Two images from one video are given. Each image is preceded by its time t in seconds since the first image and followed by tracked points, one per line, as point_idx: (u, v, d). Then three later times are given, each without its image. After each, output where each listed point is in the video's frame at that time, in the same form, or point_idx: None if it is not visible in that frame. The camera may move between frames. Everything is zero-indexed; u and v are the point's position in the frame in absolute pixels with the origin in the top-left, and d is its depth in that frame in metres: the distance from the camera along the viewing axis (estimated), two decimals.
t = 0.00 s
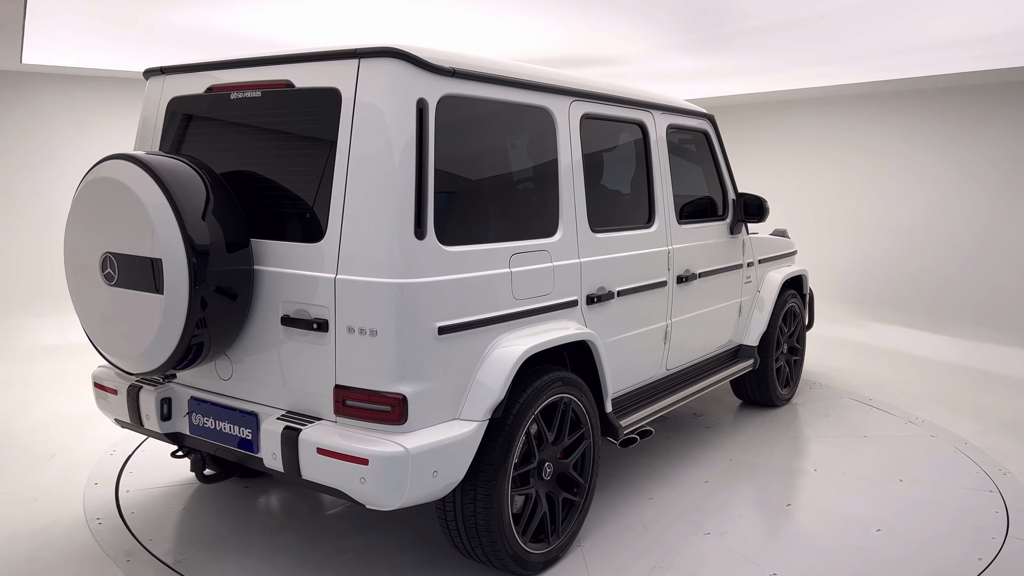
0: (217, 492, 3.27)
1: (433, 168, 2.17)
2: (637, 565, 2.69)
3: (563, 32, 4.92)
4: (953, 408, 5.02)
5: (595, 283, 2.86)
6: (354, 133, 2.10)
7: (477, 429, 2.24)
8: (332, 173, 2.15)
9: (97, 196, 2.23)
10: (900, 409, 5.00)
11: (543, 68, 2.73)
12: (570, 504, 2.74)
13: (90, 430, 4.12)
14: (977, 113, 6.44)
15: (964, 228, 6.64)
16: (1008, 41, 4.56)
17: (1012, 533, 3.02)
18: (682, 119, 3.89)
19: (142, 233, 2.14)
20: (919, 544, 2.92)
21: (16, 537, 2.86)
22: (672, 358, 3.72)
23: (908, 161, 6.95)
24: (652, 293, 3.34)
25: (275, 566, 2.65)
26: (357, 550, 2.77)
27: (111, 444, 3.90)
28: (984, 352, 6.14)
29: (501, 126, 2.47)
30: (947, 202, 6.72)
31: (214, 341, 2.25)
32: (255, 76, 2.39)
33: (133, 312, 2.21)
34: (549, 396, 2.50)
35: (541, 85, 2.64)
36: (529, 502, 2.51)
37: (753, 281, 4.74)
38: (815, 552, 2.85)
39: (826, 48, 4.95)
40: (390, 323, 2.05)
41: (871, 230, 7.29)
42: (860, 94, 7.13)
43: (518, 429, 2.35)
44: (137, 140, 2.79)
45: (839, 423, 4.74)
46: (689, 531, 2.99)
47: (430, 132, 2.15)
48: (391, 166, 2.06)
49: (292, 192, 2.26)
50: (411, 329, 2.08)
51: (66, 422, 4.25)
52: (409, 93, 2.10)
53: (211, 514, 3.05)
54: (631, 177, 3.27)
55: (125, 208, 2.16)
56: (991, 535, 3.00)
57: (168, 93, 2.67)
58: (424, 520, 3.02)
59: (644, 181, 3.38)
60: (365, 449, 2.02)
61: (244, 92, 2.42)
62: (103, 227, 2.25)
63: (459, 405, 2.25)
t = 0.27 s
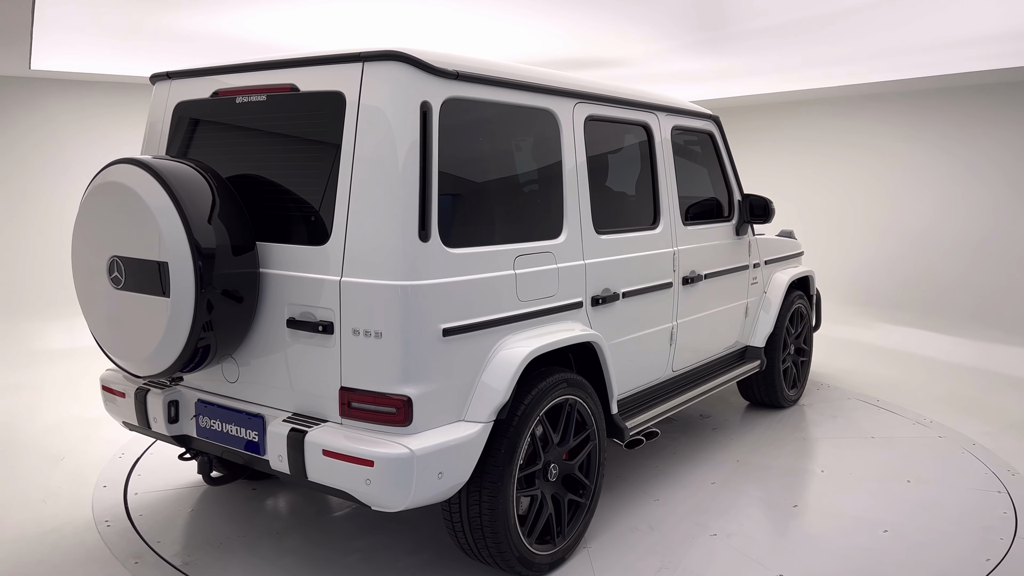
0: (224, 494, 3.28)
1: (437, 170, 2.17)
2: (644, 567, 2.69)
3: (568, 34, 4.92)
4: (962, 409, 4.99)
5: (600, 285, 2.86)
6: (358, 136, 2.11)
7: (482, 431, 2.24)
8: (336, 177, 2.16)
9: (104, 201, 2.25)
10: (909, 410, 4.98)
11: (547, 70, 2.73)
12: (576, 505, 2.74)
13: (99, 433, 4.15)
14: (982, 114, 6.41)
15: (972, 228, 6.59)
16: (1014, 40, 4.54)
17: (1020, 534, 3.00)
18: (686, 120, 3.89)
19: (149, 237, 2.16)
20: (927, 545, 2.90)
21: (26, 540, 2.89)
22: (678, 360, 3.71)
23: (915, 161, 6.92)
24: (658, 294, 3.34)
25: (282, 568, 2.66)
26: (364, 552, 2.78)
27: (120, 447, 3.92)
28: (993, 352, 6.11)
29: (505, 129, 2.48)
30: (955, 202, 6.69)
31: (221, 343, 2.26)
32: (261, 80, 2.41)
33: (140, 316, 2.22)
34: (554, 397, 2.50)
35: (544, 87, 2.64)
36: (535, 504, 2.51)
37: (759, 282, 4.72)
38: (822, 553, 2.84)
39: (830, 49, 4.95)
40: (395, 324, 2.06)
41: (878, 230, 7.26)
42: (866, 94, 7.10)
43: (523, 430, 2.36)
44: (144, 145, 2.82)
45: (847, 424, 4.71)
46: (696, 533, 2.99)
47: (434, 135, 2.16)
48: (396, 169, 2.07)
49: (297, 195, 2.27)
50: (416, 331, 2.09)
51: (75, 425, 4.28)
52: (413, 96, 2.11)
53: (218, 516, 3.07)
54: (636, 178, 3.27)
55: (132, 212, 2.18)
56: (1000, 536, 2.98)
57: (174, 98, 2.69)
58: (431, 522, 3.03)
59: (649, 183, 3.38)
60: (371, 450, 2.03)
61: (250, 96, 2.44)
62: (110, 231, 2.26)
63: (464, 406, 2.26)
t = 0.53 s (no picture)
0: (228, 496, 3.29)
1: (439, 173, 2.18)
2: (646, 568, 2.69)
3: (569, 36, 4.93)
4: (966, 409, 4.97)
5: (601, 286, 2.87)
6: (360, 139, 2.12)
7: (484, 433, 2.25)
8: (338, 179, 2.17)
9: (108, 204, 2.26)
10: (913, 411, 4.97)
11: (548, 72, 2.74)
12: (578, 507, 2.74)
13: (104, 436, 4.16)
14: (984, 114, 6.41)
15: (976, 228, 6.57)
16: (1014, 40, 4.54)
17: None
18: (688, 121, 3.89)
19: (152, 241, 2.17)
20: (930, 546, 2.89)
21: (30, 542, 2.90)
22: (680, 361, 3.70)
23: (918, 161, 6.91)
24: (660, 296, 3.34)
25: (285, 570, 2.66)
26: (367, 554, 2.78)
27: (124, 450, 3.93)
28: (997, 353, 6.09)
29: (506, 131, 2.48)
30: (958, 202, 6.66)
31: (224, 346, 2.27)
32: (263, 84, 2.41)
33: (143, 319, 2.23)
34: (556, 400, 2.50)
35: (545, 89, 2.64)
36: (537, 506, 2.51)
37: (762, 283, 4.72)
38: (825, 554, 2.84)
39: (831, 49, 4.94)
40: (397, 327, 2.06)
41: (881, 231, 7.24)
42: (868, 95, 7.09)
43: (525, 432, 2.36)
44: (147, 148, 2.83)
45: (851, 425, 4.70)
46: (699, 534, 2.98)
47: (435, 137, 2.16)
48: (397, 171, 2.08)
49: (299, 198, 2.28)
50: (418, 333, 2.09)
51: (79, 428, 4.30)
52: (413, 99, 2.11)
53: (222, 519, 3.07)
54: (637, 180, 3.27)
55: (135, 216, 2.19)
56: (1003, 536, 2.98)
57: (177, 102, 2.70)
58: (434, 524, 3.03)
59: (651, 184, 3.38)
60: (373, 453, 2.03)
61: (252, 100, 2.45)
62: (113, 235, 2.27)
63: (467, 408, 2.26)
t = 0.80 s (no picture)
0: (229, 498, 3.29)
1: (438, 174, 2.18)
2: (646, 569, 2.68)
3: (568, 37, 4.93)
4: (967, 409, 4.97)
5: (601, 287, 2.86)
6: (359, 140, 2.12)
7: (483, 434, 2.24)
8: (337, 181, 2.17)
9: (107, 206, 2.26)
10: (913, 411, 4.96)
11: (548, 73, 2.74)
12: (578, 508, 2.74)
13: (104, 437, 4.17)
14: (983, 114, 6.41)
15: (976, 228, 6.56)
16: (1013, 40, 4.54)
17: None
18: (688, 122, 3.89)
19: (151, 243, 2.17)
20: (930, 546, 2.89)
21: (30, 544, 2.90)
22: (681, 362, 3.70)
23: (918, 161, 6.90)
24: (660, 297, 3.34)
25: (285, 571, 2.66)
26: (367, 555, 2.78)
27: (124, 451, 3.94)
28: (997, 353, 6.08)
29: (505, 131, 2.48)
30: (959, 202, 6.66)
31: (223, 348, 2.27)
32: (262, 85, 2.41)
33: (143, 321, 2.23)
34: (556, 401, 2.50)
35: (544, 90, 2.64)
36: (537, 507, 2.51)
37: (762, 283, 4.71)
38: (825, 554, 2.83)
39: (831, 50, 4.95)
40: (396, 328, 2.06)
41: (882, 231, 7.23)
42: (867, 95, 7.09)
43: (524, 433, 2.36)
44: (146, 150, 2.83)
45: (851, 425, 4.70)
46: (699, 535, 2.98)
47: (434, 139, 2.16)
48: (396, 173, 2.08)
49: (298, 200, 2.28)
50: (417, 334, 2.09)
51: (80, 429, 4.30)
52: (412, 100, 2.11)
53: (222, 520, 3.08)
54: (637, 180, 3.27)
55: (134, 218, 2.19)
56: (1003, 537, 2.97)
57: (176, 104, 2.70)
58: (433, 525, 3.03)
59: (651, 185, 3.38)
60: (372, 454, 2.03)
61: (251, 102, 2.45)
62: (112, 237, 2.27)
63: (466, 410, 2.26)
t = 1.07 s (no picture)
0: (228, 498, 3.28)
1: (437, 172, 2.17)
2: (646, 569, 2.67)
3: (567, 35, 4.92)
4: (967, 408, 4.97)
5: (601, 286, 2.86)
6: (358, 138, 2.11)
7: (483, 433, 2.24)
8: (336, 179, 2.16)
9: (105, 205, 2.25)
10: (913, 410, 4.96)
11: (548, 71, 2.73)
12: (578, 508, 2.73)
13: (103, 437, 4.16)
14: (982, 112, 6.41)
15: (976, 226, 6.56)
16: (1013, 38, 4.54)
17: None
18: (688, 120, 3.88)
19: (149, 241, 2.16)
20: (931, 544, 2.89)
21: (29, 545, 2.89)
22: (681, 360, 3.69)
23: (917, 160, 6.90)
24: (660, 295, 3.33)
25: (284, 571, 2.66)
26: (367, 555, 2.77)
27: (123, 451, 3.93)
28: (997, 352, 6.08)
29: (505, 129, 2.47)
30: (958, 200, 6.66)
31: (222, 347, 2.26)
32: (260, 83, 2.41)
33: (141, 320, 2.22)
34: (556, 400, 2.49)
35: (544, 88, 2.64)
36: (537, 506, 2.50)
37: (762, 282, 4.71)
38: (824, 553, 2.83)
39: (830, 48, 4.94)
40: (396, 327, 2.06)
41: (881, 229, 7.23)
42: (867, 93, 7.09)
43: (524, 432, 2.35)
44: (144, 149, 2.82)
45: (852, 423, 4.69)
46: (699, 534, 2.97)
47: (433, 137, 2.15)
48: (395, 171, 2.07)
49: (297, 198, 2.27)
50: (416, 333, 2.08)
51: (79, 429, 4.29)
52: (411, 98, 2.11)
53: (222, 520, 3.07)
54: (637, 178, 3.26)
55: (132, 216, 2.18)
56: (1004, 535, 2.97)
57: (174, 102, 2.70)
58: (433, 525, 3.02)
59: (651, 183, 3.38)
60: (372, 454, 2.02)
61: (249, 100, 2.44)
62: (110, 236, 2.26)
63: (466, 409, 2.25)
